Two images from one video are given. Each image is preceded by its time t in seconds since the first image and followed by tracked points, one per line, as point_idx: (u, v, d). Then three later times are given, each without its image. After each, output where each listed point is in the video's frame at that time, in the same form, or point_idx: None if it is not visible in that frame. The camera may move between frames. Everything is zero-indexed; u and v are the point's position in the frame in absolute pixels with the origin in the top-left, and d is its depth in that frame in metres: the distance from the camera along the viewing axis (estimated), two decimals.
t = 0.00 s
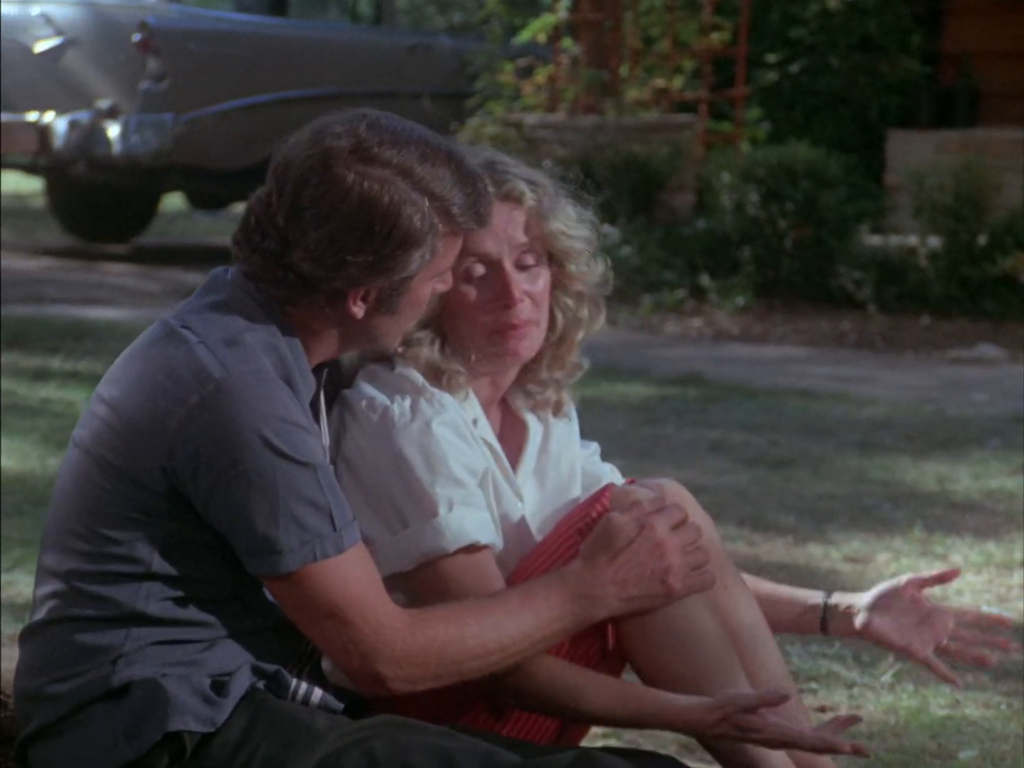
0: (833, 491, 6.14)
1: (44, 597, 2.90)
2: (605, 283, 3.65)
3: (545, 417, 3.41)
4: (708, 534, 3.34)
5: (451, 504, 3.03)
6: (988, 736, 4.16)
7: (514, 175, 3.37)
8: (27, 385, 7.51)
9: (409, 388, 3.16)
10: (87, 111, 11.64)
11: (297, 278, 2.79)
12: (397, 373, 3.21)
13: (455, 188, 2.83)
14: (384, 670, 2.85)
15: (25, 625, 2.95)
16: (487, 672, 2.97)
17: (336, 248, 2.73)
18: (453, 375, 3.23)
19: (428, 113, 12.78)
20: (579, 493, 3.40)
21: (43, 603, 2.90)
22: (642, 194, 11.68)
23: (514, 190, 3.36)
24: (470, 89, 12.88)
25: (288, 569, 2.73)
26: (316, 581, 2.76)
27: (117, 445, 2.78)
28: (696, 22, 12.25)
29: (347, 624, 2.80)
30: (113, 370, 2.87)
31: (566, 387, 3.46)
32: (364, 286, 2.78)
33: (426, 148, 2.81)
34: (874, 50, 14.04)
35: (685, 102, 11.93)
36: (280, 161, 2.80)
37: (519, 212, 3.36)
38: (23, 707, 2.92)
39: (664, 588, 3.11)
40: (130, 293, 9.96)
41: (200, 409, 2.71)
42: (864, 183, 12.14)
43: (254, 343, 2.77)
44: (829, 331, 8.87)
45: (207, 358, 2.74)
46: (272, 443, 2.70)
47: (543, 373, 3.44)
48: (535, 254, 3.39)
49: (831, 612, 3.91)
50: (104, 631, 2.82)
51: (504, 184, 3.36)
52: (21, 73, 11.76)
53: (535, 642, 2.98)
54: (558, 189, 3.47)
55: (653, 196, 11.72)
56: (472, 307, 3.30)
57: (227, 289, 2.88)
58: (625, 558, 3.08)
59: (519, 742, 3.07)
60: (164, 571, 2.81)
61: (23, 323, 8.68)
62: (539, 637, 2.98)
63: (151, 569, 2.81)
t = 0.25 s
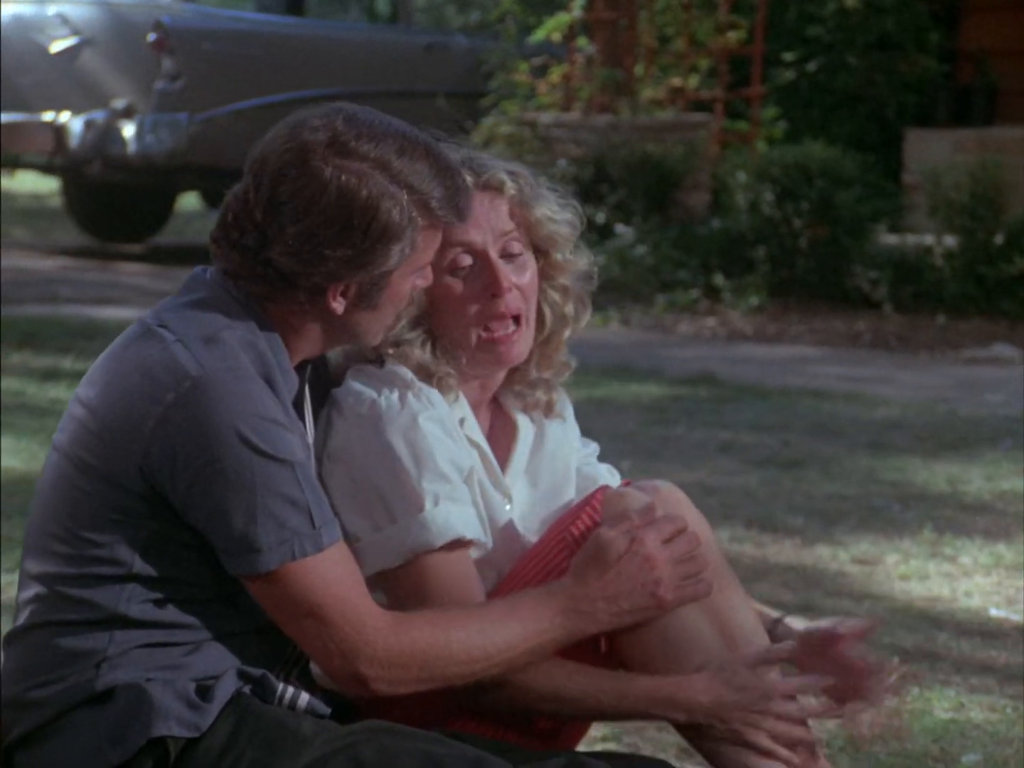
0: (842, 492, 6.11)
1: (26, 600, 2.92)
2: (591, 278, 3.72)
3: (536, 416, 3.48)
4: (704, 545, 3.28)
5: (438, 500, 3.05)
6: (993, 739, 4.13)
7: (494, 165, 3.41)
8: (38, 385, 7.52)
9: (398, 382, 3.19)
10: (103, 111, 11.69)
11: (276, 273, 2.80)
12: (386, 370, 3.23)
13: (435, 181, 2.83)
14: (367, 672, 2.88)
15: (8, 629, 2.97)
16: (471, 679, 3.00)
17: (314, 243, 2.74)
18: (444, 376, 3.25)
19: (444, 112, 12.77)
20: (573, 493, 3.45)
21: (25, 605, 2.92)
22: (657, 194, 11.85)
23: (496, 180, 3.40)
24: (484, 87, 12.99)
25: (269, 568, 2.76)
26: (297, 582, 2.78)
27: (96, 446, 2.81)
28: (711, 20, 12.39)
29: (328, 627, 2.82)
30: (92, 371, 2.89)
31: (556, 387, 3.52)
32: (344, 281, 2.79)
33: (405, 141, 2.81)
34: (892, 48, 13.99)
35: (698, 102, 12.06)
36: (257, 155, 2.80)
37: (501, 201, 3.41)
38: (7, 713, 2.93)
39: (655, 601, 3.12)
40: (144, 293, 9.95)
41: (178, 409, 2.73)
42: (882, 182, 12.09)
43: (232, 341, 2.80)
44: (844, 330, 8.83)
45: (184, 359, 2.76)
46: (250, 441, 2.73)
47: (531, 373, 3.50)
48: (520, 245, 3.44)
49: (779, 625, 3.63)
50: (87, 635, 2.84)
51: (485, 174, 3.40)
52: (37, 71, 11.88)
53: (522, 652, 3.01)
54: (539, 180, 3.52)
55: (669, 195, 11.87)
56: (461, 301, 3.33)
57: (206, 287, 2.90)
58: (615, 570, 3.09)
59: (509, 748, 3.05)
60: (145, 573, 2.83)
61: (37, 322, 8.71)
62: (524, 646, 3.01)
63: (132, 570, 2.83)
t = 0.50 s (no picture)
0: (853, 493, 6.08)
1: (13, 601, 2.95)
2: (588, 285, 3.75)
3: (534, 418, 3.50)
4: (702, 547, 3.26)
5: (411, 489, 3.08)
6: (997, 743, 4.09)
7: (486, 174, 3.42)
8: (49, 385, 7.54)
9: (385, 369, 3.23)
10: (119, 111, 11.69)
11: (257, 267, 2.89)
12: (377, 359, 3.27)
13: (416, 173, 2.92)
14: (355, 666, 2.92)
15: None
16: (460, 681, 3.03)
17: (295, 235, 2.83)
18: (434, 367, 3.32)
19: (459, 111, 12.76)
20: (564, 495, 3.48)
21: (11, 607, 2.95)
22: (672, 192, 11.89)
23: (487, 188, 3.41)
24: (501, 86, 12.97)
25: (254, 565, 2.79)
26: (282, 577, 2.82)
27: (79, 446, 2.84)
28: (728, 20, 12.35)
29: (314, 622, 2.86)
30: (75, 373, 2.93)
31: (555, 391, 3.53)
32: (326, 274, 2.88)
33: (384, 135, 2.91)
34: (911, 45, 13.92)
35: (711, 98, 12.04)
36: (236, 152, 2.90)
37: (489, 210, 3.42)
38: None
39: (651, 607, 3.15)
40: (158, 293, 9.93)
41: (159, 407, 2.77)
42: (900, 181, 12.03)
43: (213, 337, 2.85)
44: (861, 330, 8.77)
45: (167, 357, 2.80)
46: (231, 438, 2.76)
47: (527, 377, 3.52)
48: (509, 252, 3.47)
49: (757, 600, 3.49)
50: (73, 638, 2.86)
51: (475, 180, 3.41)
52: (55, 71, 12.01)
53: (516, 657, 3.05)
54: (536, 191, 3.53)
55: (683, 193, 11.91)
56: (442, 302, 3.38)
57: (188, 286, 2.97)
58: (609, 574, 3.12)
59: (501, 754, 3.07)
60: (128, 572, 2.85)
61: (50, 323, 8.72)
62: (515, 650, 3.04)
63: (114, 570, 2.85)
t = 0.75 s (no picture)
0: (863, 493, 6.04)
1: None
2: (587, 285, 3.74)
3: (530, 420, 3.47)
4: (698, 549, 3.23)
5: (404, 499, 3.09)
6: (1001, 746, 4.06)
7: (493, 173, 3.41)
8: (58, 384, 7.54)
9: (373, 377, 3.23)
10: (133, 110, 11.67)
11: (243, 263, 2.90)
12: (368, 365, 3.27)
13: (402, 168, 2.94)
14: (348, 666, 2.91)
15: None
16: (453, 683, 3.02)
17: (280, 230, 2.85)
18: (426, 376, 3.30)
19: (474, 109, 12.74)
20: (561, 495, 3.45)
21: None
22: (686, 190, 11.87)
23: (492, 188, 3.40)
24: (516, 84, 13.01)
25: (242, 564, 2.78)
26: (272, 576, 2.80)
27: (65, 446, 2.83)
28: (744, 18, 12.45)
29: (307, 622, 2.84)
30: (61, 372, 2.92)
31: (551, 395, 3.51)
32: (312, 269, 2.89)
33: (369, 129, 2.92)
34: (930, 43, 13.86)
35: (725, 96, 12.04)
36: (221, 147, 2.92)
37: (495, 210, 3.42)
38: None
39: (647, 609, 3.14)
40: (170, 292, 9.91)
41: (144, 405, 2.76)
42: (918, 180, 11.97)
43: (199, 335, 2.84)
44: (875, 330, 8.73)
45: (152, 356, 2.79)
46: (217, 436, 2.75)
47: (525, 379, 3.50)
48: (511, 253, 3.47)
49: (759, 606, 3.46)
50: (59, 640, 2.84)
51: (480, 180, 3.40)
52: (70, 70, 12.04)
53: (510, 657, 3.03)
54: (541, 190, 3.53)
55: (698, 191, 11.90)
56: (442, 305, 3.38)
57: (176, 283, 2.97)
58: (603, 576, 3.11)
59: (493, 758, 3.05)
60: (114, 573, 2.84)
61: (61, 322, 8.71)
62: (509, 651, 3.03)
63: (100, 571, 2.83)
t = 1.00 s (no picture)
0: (877, 494, 6.00)
1: None
2: (589, 290, 3.71)
3: (524, 420, 3.46)
4: (696, 552, 3.21)
5: (405, 506, 3.09)
6: (1009, 750, 4.02)
7: (501, 188, 3.37)
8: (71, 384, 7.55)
9: (369, 384, 3.23)
10: (152, 110, 11.69)
11: (235, 262, 2.88)
12: (361, 371, 3.27)
13: (397, 167, 2.91)
14: (343, 668, 2.89)
15: None
16: (450, 686, 3.00)
17: (271, 229, 2.83)
18: (421, 379, 3.29)
19: (493, 109, 12.74)
20: (561, 498, 3.42)
21: None
22: (704, 189, 11.86)
23: (502, 203, 3.37)
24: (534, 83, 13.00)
25: (234, 566, 2.76)
26: (266, 578, 2.78)
27: (57, 448, 2.81)
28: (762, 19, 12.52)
29: (301, 626, 2.82)
30: (54, 373, 2.90)
31: (544, 392, 3.49)
32: (304, 268, 2.87)
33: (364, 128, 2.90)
34: (952, 41, 13.81)
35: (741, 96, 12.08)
36: (214, 144, 2.90)
37: (503, 225, 3.39)
38: None
39: (647, 611, 3.10)
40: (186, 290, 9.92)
41: (135, 406, 2.74)
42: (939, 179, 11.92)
43: (192, 335, 2.82)
44: (892, 329, 8.70)
45: (144, 356, 2.77)
46: (209, 436, 2.73)
47: (520, 376, 3.47)
48: (514, 265, 3.45)
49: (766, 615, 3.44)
50: (51, 642, 2.83)
51: (491, 195, 3.37)
52: (91, 71, 12.10)
53: (506, 659, 3.01)
54: (550, 199, 3.49)
55: (716, 190, 11.90)
56: (444, 316, 3.36)
57: (171, 283, 2.95)
58: (602, 578, 3.07)
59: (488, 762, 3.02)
60: (106, 575, 2.82)
61: (77, 321, 8.72)
62: (505, 654, 3.01)
63: (92, 572, 2.82)
